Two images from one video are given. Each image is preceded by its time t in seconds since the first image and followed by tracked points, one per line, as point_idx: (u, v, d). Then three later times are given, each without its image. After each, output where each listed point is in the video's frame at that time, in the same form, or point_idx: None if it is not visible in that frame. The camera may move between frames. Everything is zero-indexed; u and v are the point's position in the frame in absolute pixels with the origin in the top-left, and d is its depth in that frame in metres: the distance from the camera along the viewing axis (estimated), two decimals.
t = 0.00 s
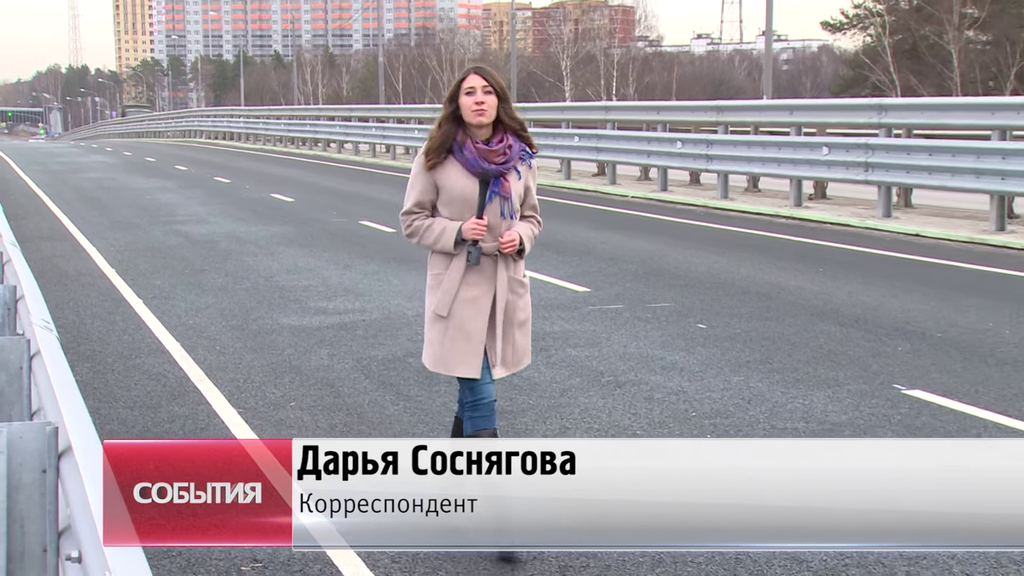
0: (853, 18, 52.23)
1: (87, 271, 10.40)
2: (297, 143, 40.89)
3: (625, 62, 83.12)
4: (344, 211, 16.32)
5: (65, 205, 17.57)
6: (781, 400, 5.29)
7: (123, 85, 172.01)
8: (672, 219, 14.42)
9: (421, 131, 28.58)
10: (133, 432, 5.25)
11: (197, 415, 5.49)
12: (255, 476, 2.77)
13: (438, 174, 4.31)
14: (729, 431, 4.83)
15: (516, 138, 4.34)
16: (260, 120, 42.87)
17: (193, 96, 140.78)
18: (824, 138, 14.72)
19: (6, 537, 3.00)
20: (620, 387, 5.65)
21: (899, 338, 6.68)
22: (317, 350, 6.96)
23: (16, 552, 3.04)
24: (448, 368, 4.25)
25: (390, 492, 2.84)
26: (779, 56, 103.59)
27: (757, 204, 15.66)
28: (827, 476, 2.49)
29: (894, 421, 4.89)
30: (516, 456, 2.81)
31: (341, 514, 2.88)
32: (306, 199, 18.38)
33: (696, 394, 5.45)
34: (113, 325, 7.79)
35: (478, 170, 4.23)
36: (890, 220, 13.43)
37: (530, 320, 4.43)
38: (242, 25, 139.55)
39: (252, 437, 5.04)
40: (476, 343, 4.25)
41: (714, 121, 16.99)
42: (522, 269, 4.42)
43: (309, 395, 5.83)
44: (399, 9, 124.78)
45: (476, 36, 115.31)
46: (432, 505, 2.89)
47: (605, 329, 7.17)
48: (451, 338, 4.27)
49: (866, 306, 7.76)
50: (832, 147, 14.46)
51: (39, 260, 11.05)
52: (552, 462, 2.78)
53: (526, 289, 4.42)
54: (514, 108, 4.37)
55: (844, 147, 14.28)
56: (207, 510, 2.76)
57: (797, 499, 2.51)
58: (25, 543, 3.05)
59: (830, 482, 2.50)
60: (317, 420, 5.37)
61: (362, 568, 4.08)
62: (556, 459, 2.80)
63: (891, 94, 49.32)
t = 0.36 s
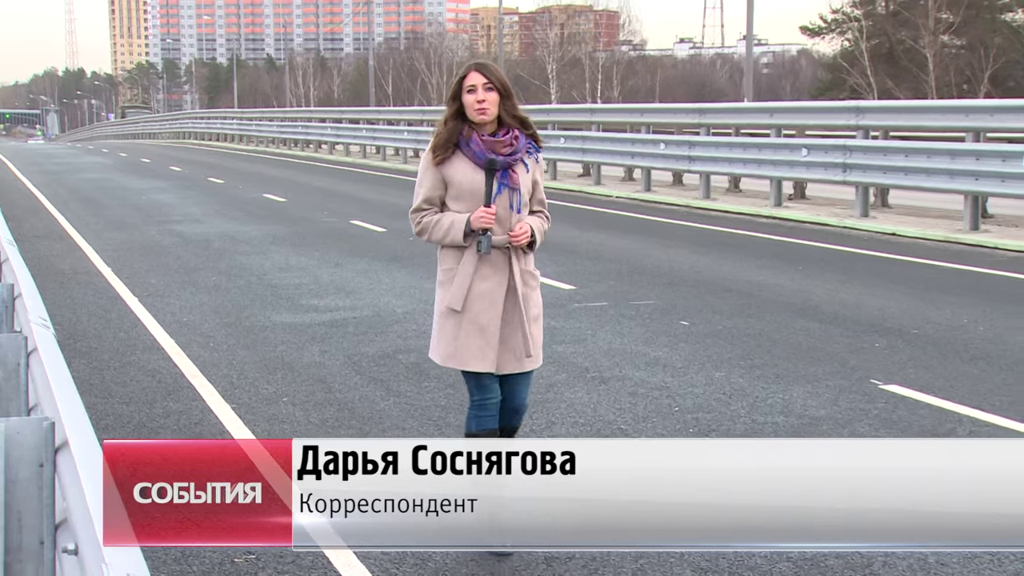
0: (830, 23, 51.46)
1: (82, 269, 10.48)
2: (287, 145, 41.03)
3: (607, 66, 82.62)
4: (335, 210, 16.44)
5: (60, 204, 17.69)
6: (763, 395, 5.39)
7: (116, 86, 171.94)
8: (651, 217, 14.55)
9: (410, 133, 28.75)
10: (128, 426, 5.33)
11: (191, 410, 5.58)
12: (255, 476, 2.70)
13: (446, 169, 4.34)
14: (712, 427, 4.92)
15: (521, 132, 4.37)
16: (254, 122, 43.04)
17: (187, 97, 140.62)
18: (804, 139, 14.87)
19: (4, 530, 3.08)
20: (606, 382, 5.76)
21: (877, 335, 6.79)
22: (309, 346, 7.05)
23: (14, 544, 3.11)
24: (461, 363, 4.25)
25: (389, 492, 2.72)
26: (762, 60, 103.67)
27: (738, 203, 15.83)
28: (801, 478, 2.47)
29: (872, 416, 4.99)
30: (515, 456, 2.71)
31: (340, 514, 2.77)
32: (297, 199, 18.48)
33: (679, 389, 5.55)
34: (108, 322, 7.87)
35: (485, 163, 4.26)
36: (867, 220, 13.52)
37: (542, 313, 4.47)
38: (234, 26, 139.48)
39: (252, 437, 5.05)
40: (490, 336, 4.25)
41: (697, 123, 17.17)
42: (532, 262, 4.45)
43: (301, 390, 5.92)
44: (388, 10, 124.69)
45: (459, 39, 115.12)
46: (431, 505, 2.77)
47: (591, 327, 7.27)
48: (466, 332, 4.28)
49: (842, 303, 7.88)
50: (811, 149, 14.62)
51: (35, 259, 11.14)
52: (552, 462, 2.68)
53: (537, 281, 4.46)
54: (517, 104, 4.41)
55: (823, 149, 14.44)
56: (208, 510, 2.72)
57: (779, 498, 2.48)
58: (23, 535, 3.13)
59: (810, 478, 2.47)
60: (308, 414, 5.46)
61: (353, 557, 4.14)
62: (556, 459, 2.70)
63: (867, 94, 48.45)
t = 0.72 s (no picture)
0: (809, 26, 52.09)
1: (76, 267, 10.56)
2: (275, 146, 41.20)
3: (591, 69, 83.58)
4: (325, 209, 16.53)
5: (53, 204, 17.76)
6: (742, 389, 5.49)
7: (108, 86, 171.40)
8: (631, 217, 14.67)
9: (398, 134, 28.86)
10: (121, 420, 5.41)
11: (183, 405, 5.67)
12: (255, 475, 2.70)
13: (435, 168, 4.36)
14: (693, 420, 5.00)
15: (514, 133, 4.33)
16: (243, 123, 43.14)
17: (179, 97, 140.51)
18: (781, 140, 15.02)
19: None
20: (589, 377, 5.86)
21: (852, 331, 6.89)
22: (298, 342, 7.14)
23: (9, 536, 3.20)
24: (448, 363, 4.31)
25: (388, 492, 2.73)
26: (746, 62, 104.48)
27: (716, 202, 16.00)
28: (816, 477, 2.45)
29: (848, 409, 5.09)
30: (516, 456, 2.75)
31: (340, 514, 2.78)
32: (287, 198, 18.55)
33: (660, 384, 5.65)
34: (102, 319, 7.96)
35: (472, 163, 4.25)
36: (844, 218, 13.66)
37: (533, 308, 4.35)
38: (225, 27, 139.59)
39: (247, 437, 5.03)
40: (475, 335, 4.25)
41: (677, 124, 17.36)
42: (522, 259, 4.36)
43: (291, 385, 6.01)
44: (377, 11, 124.99)
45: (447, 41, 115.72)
46: (432, 505, 2.77)
47: (574, 323, 7.38)
48: (451, 333, 4.30)
49: (819, 300, 8.00)
50: (788, 150, 14.77)
51: (29, 257, 11.22)
52: (552, 462, 2.71)
53: (526, 277, 4.36)
54: (515, 105, 4.37)
55: (800, 150, 14.61)
56: (206, 510, 2.70)
57: (783, 499, 2.47)
58: (17, 526, 3.21)
59: (811, 478, 2.46)
60: (298, 409, 5.55)
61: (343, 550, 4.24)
62: (556, 459, 2.73)
63: (843, 97, 49.08)
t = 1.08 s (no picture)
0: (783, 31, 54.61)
1: (69, 265, 10.64)
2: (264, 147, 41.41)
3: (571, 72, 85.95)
4: (314, 208, 16.64)
5: (45, 204, 17.82)
6: (720, 384, 5.60)
7: (89, 88, 173.22)
8: (614, 216, 14.78)
9: (385, 135, 28.95)
10: (113, 415, 5.49)
11: (174, 400, 5.76)
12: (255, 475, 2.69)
13: (426, 175, 4.32)
14: (672, 413, 5.11)
15: (505, 140, 4.22)
16: (233, 124, 43.30)
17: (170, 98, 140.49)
18: (758, 141, 15.17)
19: None
20: (572, 372, 5.97)
21: (828, 327, 7.02)
22: (287, 339, 7.22)
23: (4, 528, 3.30)
24: (431, 367, 4.31)
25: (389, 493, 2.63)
26: (730, 63, 105.49)
27: (697, 202, 16.17)
28: (814, 475, 2.36)
29: (823, 403, 5.20)
30: (515, 455, 2.65)
31: (340, 514, 2.69)
32: (276, 198, 18.62)
33: (641, 379, 5.77)
34: (94, 316, 8.04)
35: (459, 170, 4.17)
36: (820, 217, 13.85)
37: (517, 318, 4.24)
38: (216, 28, 139.72)
39: (241, 437, 5.03)
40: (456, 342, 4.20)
41: (658, 125, 17.56)
42: (508, 266, 4.24)
43: (279, 381, 6.10)
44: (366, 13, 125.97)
45: (436, 42, 116.27)
46: (432, 505, 2.67)
47: (556, 320, 7.49)
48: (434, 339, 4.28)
49: (797, 297, 8.13)
50: (765, 151, 14.92)
51: (22, 256, 11.29)
52: (552, 462, 2.61)
53: (512, 286, 4.24)
54: (509, 113, 4.27)
55: (776, 151, 14.75)
56: (206, 510, 2.69)
57: (782, 499, 2.38)
58: (11, 520, 3.31)
59: (817, 480, 2.36)
60: (287, 405, 5.64)
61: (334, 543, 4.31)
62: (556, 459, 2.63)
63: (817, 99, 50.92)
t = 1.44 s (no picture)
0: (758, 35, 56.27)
1: (61, 263, 10.70)
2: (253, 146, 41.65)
3: (554, 73, 86.89)
4: (303, 207, 16.72)
5: (38, 202, 17.86)
6: (700, 378, 5.71)
7: (80, 89, 172.94)
8: (596, 214, 14.92)
9: (372, 135, 29.06)
10: (105, 409, 5.57)
11: (166, 395, 5.84)
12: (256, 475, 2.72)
13: (425, 175, 4.24)
14: (653, 407, 5.21)
15: (506, 141, 4.16)
16: (223, 124, 43.49)
17: (160, 99, 140.34)
18: (736, 141, 15.28)
19: None
20: (555, 367, 6.08)
21: (805, 322, 7.16)
22: (277, 335, 7.30)
23: None
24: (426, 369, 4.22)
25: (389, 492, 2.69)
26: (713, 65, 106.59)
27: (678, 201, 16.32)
28: (813, 477, 2.45)
29: (799, 396, 5.30)
30: (515, 455, 2.68)
31: (340, 514, 2.73)
32: (266, 197, 18.72)
33: (622, 373, 5.89)
34: (87, 313, 8.11)
35: (459, 170, 4.10)
36: (797, 216, 14.01)
37: (514, 320, 4.19)
38: (207, 28, 140.12)
39: (235, 433, 5.08)
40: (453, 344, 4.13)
41: (639, 126, 17.73)
42: (505, 269, 4.19)
43: (269, 376, 6.20)
44: (354, 15, 126.63)
45: (423, 44, 116.91)
46: (431, 505, 2.73)
47: (540, 315, 7.60)
48: (430, 339, 4.20)
49: (775, 293, 8.28)
50: (744, 151, 15.03)
51: (15, 253, 11.35)
52: (551, 462, 2.65)
53: (509, 288, 4.18)
54: (511, 114, 4.20)
55: (754, 151, 14.86)
56: (206, 510, 2.73)
57: (778, 499, 2.47)
58: (5, 511, 3.37)
59: (827, 482, 2.45)
60: (276, 399, 5.73)
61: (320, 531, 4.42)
62: (555, 459, 2.67)
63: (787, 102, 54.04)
